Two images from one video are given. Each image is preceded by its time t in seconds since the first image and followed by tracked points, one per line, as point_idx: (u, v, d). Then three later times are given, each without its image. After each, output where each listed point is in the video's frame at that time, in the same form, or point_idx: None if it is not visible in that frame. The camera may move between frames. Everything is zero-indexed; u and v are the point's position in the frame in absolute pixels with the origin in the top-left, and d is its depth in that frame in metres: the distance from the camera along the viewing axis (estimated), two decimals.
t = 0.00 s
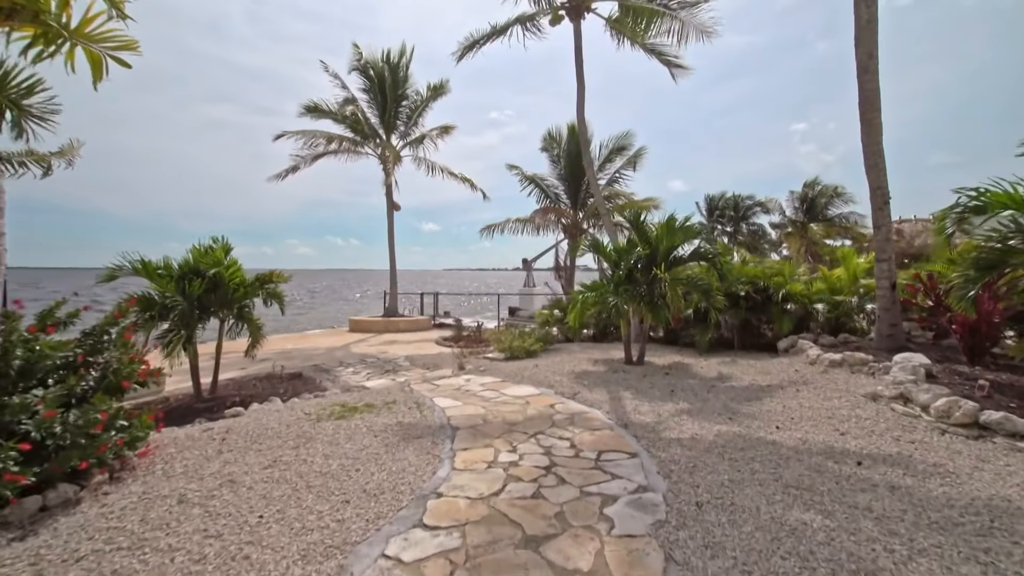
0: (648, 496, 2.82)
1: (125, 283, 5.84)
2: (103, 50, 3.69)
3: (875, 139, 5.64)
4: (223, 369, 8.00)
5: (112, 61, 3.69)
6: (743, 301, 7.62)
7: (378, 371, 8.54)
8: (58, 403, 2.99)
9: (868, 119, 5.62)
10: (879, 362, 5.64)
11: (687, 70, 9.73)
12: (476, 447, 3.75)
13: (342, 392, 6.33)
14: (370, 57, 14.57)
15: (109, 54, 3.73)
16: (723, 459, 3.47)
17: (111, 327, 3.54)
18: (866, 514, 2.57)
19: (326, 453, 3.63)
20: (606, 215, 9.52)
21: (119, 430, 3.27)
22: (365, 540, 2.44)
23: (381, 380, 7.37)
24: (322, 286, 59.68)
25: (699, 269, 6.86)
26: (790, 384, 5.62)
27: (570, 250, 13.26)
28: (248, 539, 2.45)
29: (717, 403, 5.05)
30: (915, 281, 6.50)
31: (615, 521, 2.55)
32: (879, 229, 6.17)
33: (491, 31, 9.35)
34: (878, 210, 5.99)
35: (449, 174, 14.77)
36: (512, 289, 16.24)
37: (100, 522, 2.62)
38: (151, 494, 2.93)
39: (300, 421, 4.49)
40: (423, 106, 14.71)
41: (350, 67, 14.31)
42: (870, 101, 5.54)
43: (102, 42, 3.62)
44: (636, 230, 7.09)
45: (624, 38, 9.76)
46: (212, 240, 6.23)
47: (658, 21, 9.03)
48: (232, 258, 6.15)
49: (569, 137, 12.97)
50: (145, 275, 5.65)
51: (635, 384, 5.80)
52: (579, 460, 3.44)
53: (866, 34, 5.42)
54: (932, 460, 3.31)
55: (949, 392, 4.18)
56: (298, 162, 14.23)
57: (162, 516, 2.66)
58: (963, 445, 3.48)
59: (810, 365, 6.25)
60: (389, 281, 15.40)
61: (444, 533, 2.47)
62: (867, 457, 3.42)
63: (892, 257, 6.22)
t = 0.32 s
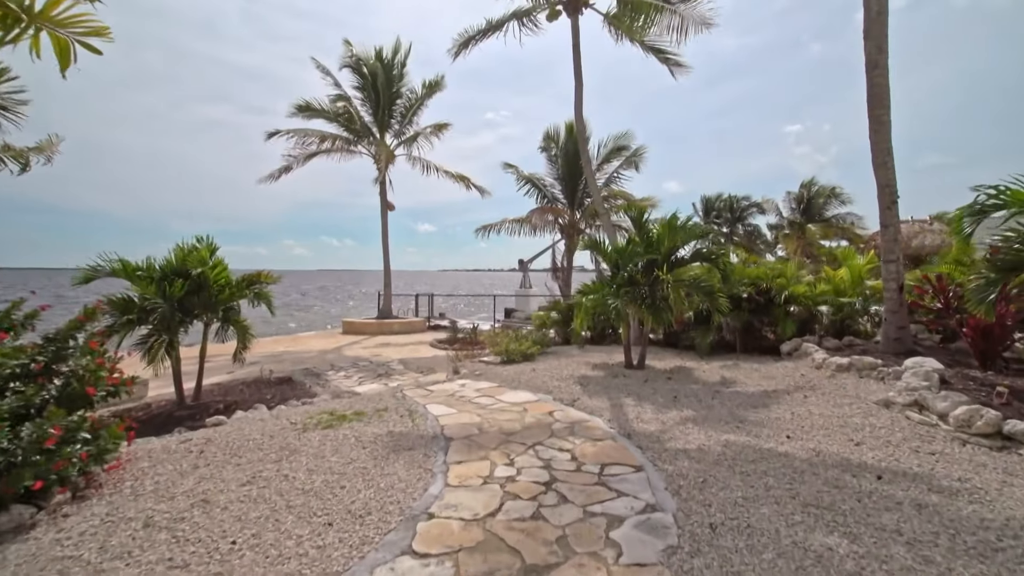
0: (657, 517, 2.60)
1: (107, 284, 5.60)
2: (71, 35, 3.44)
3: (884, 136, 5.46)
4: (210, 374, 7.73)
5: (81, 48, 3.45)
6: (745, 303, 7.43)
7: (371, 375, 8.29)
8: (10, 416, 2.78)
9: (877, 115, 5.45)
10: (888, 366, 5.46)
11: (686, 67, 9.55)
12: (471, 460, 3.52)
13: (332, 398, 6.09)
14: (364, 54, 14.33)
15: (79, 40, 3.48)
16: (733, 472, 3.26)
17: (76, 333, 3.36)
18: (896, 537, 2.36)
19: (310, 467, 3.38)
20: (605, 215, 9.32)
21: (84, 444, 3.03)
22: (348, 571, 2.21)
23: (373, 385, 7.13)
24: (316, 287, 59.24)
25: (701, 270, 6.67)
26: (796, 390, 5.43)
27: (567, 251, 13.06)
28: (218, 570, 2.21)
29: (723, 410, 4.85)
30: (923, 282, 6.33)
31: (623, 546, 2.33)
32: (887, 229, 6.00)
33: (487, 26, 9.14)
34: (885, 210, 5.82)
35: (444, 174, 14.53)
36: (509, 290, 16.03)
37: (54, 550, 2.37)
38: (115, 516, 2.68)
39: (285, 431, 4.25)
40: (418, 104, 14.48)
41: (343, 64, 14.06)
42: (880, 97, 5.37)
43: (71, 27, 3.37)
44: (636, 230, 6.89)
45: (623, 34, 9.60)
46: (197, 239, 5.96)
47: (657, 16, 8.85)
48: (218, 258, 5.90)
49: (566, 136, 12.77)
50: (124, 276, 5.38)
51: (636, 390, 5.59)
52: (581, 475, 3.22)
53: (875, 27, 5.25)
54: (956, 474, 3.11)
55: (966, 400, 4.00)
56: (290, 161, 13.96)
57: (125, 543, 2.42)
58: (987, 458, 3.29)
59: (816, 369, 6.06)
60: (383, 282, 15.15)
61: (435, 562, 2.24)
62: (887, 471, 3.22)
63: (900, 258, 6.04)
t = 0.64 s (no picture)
0: (667, 539, 2.39)
1: (84, 284, 5.34)
2: (33, 16, 3.17)
3: (894, 130, 5.28)
4: (196, 378, 7.47)
5: (45, 31, 3.20)
6: (747, 304, 7.23)
7: (363, 378, 8.06)
8: None
9: (886, 109, 5.26)
10: (898, 369, 5.28)
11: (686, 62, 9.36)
12: (465, 473, 3.29)
13: (321, 403, 5.85)
14: (358, 50, 14.06)
15: (41, 21, 3.22)
16: (745, 486, 3.05)
17: (36, 338, 3.12)
18: (928, 563, 2.17)
19: (291, 482, 3.15)
20: (604, 213, 9.11)
21: (43, 460, 2.81)
22: None
23: (365, 389, 6.90)
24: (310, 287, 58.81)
25: (703, 270, 6.47)
26: (803, 394, 5.24)
27: (564, 251, 12.85)
28: None
29: (728, 416, 4.65)
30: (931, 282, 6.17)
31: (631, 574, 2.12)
32: (895, 227, 5.82)
33: (483, 18, 8.90)
34: (894, 207, 5.64)
35: (439, 172, 14.29)
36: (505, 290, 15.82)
37: None
38: (72, 540, 2.44)
39: (267, 440, 4.01)
40: (412, 101, 14.21)
41: (336, 60, 13.80)
42: (889, 90, 5.18)
43: (34, 8, 3.11)
44: (636, 228, 6.68)
45: (622, 28, 9.41)
46: (180, 237, 5.70)
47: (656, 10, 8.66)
48: (202, 258, 5.63)
49: (564, 133, 12.54)
50: (101, 276, 5.12)
51: (637, 395, 5.38)
52: (582, 490, 3.00)
53: (885, 17, 5.06)
54: (982, 487, 2.92)
55: (986, 406, 3.82)
56: (282, 159, 13.67)
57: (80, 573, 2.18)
58: (1012, 469, 3.11)
59: (822, 373, 5.88)
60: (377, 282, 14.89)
61: None
62: (908, 484, 3.02)
63: (908, 257, 5.85)
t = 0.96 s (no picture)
0: (680, 570, 2.16)
1: (62, 285, 5.09)
2: None
3: (906, 123, 5.08)
4: (181, 382, 7.20)
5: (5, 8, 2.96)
6: (751, 306, 7.01)
7: (355, 382, 7.80)
8: None
9: (898, 102, 5.06)
10: (911, 374, 5.07)
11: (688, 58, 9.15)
12: (458, 489, 3.05)
13: (310, 410, 5.60)
14: (352, 46, 13.80)
15: None
16: (760, 504, 2.82)
17: None
18: None
19: (268, 500, 2.90)
20: (603, 212, 8.88)
21: None
22: None
23: (356, 394, 6.64)
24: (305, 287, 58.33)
25: (707, 270, 6.25)
26: (812, 400, 5.03)
27: (562, 250, 12.61)
28: None
29: (736, 424, 4.43)
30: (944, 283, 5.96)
31: None
32: (906, 226, 5.61)
33: (479, 11, 8.67)
34: (906, 205, 5.44)
35: (435, 170, 14.04)
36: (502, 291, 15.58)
37: None
38: (17, 572, 2.18)
39: (247, 452, 3.75)
40: (408, 98, 13.95)
41: (331, 56, 13.54)
42: (903, 82, 4.98)
43: None
44: (637, 228, 6.46)
45: (622, 23, 9.21)
46: (161, 237, 5.47)
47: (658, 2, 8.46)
48: (182, 258, 5.40)
49: (562, 130, 12.31)
50: (76, 278, 4.88)
51: (639, 401, 5.16)
52: (585, 509, 2.76)
53: (899, 5, 4.86)
54: (1017, 505, 2.71)
55: (1011, 415, 3.61)
56: (274, 157, 13.38)
57: None
58: None
59: (830, 377, 5.67)
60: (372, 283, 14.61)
61: None
62: (936, 502, 2.80)
63: (920, 257, 5.64)
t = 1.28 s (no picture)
0: None
1: (38, 285, 4.81)
2: None
3: (921, 118, 4.90)
4: (168, 385, 6.96)
5: None
6: (756, 307, 6.81)
7: (349, 384, 7.58)
8: None
9: (913, 95, 4.88)
10: (925, 378, 4.89)
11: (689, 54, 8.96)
12: (453, 505, 2.84)
13: (300, 414, 5.38)
14: (348, 41, 13.56)
15: None
16: (779, 522, 2.62)
17: None
18: None
19: (247, 518, 2.68)
20: (603, 210, 8.69)
21: None
22: None
23: (349, 398, 6.43)
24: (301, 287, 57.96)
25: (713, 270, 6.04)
26: (823, 405, 4.84)
27: (562, 250, 12.40)
28: None
29: (746, 430, 4.23)
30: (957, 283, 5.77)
31: None
32: (919, 225, 5.42)
33: (477, 4, 8.46)
34: (919, 203, 5.26)
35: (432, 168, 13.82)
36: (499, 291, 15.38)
37: None
38: None
39: (229, 463, 3.53)
40: (404, 94, 13.72)
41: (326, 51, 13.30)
42: (918, 75, 4.81)
43: None
44: (639, 226, 6.26)
45: (622, 18, 9.02)
46: (143, 234, 5.21)
47: None
48: (167, 256, 5.16)
49: (562, 127, 12.09)
50: (53, 277, 4.62)
51: (643, 405, 4.96)
52: (589, 528, 2.55)
53: None
54: None
55: None
56: (268, 154, 13.14)
57: None
58: None
59: (840, 380, 5.48)
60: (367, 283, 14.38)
61: None
62: (969, 518, 2.61)
63: (933, 256, 5.45)
